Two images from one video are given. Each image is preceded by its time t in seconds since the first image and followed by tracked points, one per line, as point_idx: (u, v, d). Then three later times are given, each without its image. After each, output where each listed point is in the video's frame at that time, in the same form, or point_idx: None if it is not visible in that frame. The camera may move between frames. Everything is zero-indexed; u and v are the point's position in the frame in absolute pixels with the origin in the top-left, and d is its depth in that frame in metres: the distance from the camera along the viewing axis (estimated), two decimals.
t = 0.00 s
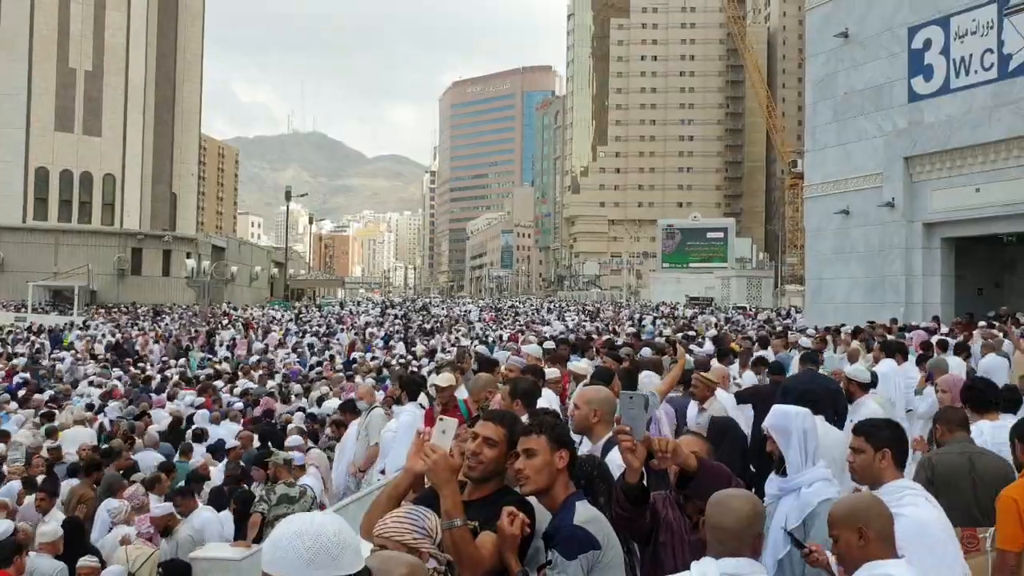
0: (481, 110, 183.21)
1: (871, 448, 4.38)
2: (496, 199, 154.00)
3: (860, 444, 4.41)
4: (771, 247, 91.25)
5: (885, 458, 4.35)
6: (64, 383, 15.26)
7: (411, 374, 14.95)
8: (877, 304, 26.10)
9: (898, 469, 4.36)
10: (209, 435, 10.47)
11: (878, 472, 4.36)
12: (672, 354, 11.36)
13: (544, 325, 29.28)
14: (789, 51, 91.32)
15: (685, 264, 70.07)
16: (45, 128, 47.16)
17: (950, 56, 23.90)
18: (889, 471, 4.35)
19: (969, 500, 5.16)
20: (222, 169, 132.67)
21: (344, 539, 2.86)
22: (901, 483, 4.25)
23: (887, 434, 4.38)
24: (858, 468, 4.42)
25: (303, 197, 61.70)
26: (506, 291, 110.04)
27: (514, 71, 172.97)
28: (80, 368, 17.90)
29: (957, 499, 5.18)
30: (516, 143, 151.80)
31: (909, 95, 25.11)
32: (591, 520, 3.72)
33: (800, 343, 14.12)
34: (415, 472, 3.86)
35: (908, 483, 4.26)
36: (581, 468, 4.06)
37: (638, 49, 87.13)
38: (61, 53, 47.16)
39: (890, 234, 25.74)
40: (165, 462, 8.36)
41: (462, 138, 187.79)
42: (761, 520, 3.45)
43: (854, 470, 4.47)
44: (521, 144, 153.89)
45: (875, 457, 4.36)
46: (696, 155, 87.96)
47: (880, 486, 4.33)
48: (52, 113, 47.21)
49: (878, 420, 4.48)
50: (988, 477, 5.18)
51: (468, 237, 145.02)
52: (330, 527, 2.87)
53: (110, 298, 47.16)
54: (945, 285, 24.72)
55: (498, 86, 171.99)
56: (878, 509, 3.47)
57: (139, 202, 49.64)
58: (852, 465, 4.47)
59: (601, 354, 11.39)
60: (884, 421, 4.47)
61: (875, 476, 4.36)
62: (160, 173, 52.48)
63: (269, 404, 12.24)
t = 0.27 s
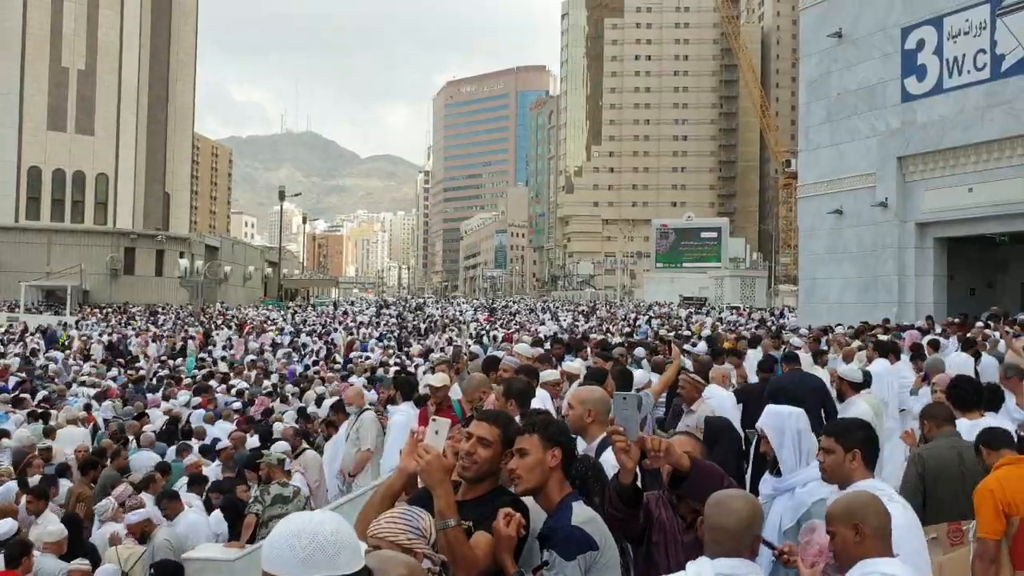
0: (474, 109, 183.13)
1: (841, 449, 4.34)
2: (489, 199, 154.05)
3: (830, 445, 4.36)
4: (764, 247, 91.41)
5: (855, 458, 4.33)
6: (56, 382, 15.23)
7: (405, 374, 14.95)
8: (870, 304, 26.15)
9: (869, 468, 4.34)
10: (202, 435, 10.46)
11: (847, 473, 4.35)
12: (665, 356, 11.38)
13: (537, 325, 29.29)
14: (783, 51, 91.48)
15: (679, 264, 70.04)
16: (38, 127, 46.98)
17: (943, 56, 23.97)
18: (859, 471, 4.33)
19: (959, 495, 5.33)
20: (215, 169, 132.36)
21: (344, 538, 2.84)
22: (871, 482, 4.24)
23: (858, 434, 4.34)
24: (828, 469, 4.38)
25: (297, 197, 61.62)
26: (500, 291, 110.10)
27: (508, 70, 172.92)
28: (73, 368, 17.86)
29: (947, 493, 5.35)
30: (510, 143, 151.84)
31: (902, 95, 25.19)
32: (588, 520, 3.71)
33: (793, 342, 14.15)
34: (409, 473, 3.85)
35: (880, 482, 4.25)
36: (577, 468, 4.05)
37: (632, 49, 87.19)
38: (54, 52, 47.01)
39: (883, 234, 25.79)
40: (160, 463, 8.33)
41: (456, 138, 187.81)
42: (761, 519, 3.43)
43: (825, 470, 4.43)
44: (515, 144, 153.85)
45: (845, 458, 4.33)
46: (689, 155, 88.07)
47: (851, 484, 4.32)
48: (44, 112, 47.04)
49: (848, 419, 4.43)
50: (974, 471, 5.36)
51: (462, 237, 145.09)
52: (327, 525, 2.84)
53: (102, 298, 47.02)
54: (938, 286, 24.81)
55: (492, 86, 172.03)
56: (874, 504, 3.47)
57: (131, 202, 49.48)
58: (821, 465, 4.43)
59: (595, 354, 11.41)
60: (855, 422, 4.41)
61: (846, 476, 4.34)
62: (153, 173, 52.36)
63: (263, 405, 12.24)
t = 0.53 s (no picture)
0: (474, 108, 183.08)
1: (841, 452, 4.33)
2: (488, 198, 154.04)
3: (828, 448, 4.36)
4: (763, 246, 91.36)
5: (853, 462, 4.34)
6: (57, 381, 15.24)
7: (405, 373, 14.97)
8: (869, 303, 26.16)
9: (864, 473, 4.38)
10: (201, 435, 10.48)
11: (843, 477, 4.37)
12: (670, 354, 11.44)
13: (537, 324, 29.30)
14: (781, 51, 91.49)
15: (678, 263, 70.04)
16: (36, 126, 46.97)
17: (941, 56, 23.99)
18: (856, 475, 4.36)
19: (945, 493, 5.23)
20: (215, 168, 132.34)
21: (347, 538, 2.83)
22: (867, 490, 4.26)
23: (855, 440, 4.33)
24: (824, 474, 4.40)
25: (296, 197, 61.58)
26: (499, 290, 110.13)
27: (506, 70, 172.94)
28: (74, 367, 17.88)
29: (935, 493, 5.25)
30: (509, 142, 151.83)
31: (901, 95, 25.20)
32: (592, 520, 3.71)
33: (793, 343, 14.14)
34: (411, 471, 3.86)
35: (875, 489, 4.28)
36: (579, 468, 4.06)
37: (631, 48, 87.23)
38: (52, 51, 46.99)
39: (882, 233, 25.79)
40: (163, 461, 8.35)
41: (455, 137, 187.81)
42: (761, 518, 3.44)
43: (820, 474, 4.46)
44: (514, 143, 153.81)
45: (845, 461, 4.33)
46: (688, 154, 88.07)
47: (843, 487, 4.37)
48: (43, 111, 46.99)
49: (843, 423, 4.44)
50: (960, 469, 5.27)
51: (461, 236, 145.09)
52: (331, 525, 2.83)
53: (101, 298, 47.14)
54: (937, 285, 24.80)
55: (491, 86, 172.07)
56: (876, 501, 3.48)
57: (130, 201, 49.41)
58: (816, 471, 4.46)
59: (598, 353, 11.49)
60: (850, 425, 4.41)
61: (840, 480, 4.37)
62: (152, 172, 52.31)
63: (269, 403, 12.30)
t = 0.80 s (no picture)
0: (471, 109, 183.13)
1: (821, 455, 4.36)
2: (486, 199, 154.14)
3: (810, 450, 4.37)
4: (761, 247, 91.45)
5: (836, 464, 4.36)
6: (57, 382, 15.24)
7: (406, 373, 14.98)
8: (867, 304, 26.19)
9: (845, 475, 4.40)
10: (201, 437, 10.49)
11: (825, 478, 4.39)
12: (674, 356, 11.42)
13: (536, 325, 29.33)
14: (779, 52, 91.56)
15: (677, 264, 70.09)
16: (34, 126, 46.92)
17: (939, 56, 24.04)
18: (838, 477, 4.38)
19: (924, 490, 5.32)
20: (212, 169, 132.20)
21: (352, 537, 2.82)
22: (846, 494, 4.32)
23: (834, 443, 4.35)
24: (806, 478, 4.41)
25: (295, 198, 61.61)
26: (497, 291, 110.24)
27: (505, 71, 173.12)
28: (74, 368, 17.88)
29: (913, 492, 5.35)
30: (507, 143, 151.94)
31: (898, 96, 25.23)
32: (594, 520, 3.71)
33: (790, 343, 14.17)
34: (412, 472, 3.87)
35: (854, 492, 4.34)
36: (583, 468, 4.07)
37: (629, 49, 87.30)
38: (51, 51, 46.98)
39: (880, 234, 25.82)
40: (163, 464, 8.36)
41: (453, 138, 187.95)
42: (759, 518, 3.45)
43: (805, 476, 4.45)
44: (512, 144, 153.83)
45: (825, 463, 4.36)
46: (686, 155, 88.13)
47: (826, 491, 4.40)
48: (41, 112, 46.98)
49: (823, 424, 4.43)
50: (934, 467, 5.34)
51: (460, 237, 145.21)
52: (333, 524, 2.83)
53: (99, 299, 47.00)
54: (935, 285, 24.83)
55: (489, 87, 172.22)
56: (878, 499, 3.49)
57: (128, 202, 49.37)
58: (799, 474, 4.45)
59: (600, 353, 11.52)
60: (834, 426, 4.40)
61: (822, 483, 4.39)
62: (150, 172, 52.30)
63: (273, 403, 12.35)
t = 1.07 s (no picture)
0: (472, 110, 183.12)
1: (790, 455, 4.36)
2: (487, 200, 154.18)
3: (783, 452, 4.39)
4: (762, 248, 91.44)
5: (805, 464, 4.32)
6: (60, 382, 15.24)
7: (408, 373, 14.99)
8: (869, 305, 26.19)
9: (821, 475, 4.32)
10: (204, 436, 10.56)
11: (799, 478, 4.34)
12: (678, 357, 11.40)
13: (537, 326, 29.36)
14: (780, 53, 91.56)
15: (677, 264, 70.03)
16: (36, 127, 46.95)
17: (940, 57, 24.03)
18: (809, 475, 4.32)
19: (913, 487, 5.47)
20: (213, 169, 132.24)
21: (353, 537, 2.83)
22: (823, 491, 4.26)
23: (804, 442, 4.33)
24: (783, 476, 4.39)
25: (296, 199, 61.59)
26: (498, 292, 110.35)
27: (506, 72, 173.21)
28: (77, 367, 17.89)
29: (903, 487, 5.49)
30: (508, 144, 151.96)
31: (899, 97, 25.23)
32: (600, 520, 3.71)
33: (791, 343, 14.17)
34: (418, 472, 3.88)
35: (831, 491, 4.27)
36: (588, 468, 4.08)
37: (630, 50, 87.32)
38: (52, 52, 47.03)
39: (881, 235, 25.82)
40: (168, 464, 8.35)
41: (454, 139, 188.06)
42: (759, 519, 3.44)
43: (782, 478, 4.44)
44: (512, 145, 153.84)
45: (795, 464, 4.34)
46: (687, 155, 88.13)
47: (806, 492, 4.30)
48: (42, 113, 47.00)
49: (794, 426, 4.45)
50: (923, 464, 5.49)
51: (461, 238, 145.30)
52: (338, 524, 2.84)
53: (100, 299, 47.01)
54: (936, 286, 24.83)
55: (490, 87, 172.31)
56: (878, 501, 3.49)
57: (130, 202, 49.39)
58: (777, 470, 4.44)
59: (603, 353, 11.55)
60: (808, 427, 4.40)
61: (796, 483, 4.33)
62: (151, 173, 52.32)
63: (279, 403, 12.41)
